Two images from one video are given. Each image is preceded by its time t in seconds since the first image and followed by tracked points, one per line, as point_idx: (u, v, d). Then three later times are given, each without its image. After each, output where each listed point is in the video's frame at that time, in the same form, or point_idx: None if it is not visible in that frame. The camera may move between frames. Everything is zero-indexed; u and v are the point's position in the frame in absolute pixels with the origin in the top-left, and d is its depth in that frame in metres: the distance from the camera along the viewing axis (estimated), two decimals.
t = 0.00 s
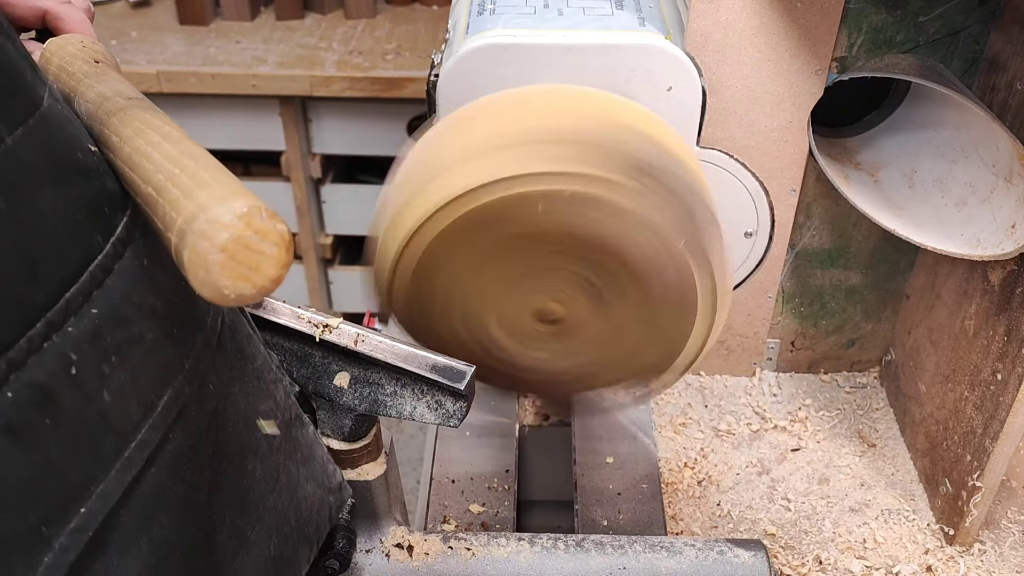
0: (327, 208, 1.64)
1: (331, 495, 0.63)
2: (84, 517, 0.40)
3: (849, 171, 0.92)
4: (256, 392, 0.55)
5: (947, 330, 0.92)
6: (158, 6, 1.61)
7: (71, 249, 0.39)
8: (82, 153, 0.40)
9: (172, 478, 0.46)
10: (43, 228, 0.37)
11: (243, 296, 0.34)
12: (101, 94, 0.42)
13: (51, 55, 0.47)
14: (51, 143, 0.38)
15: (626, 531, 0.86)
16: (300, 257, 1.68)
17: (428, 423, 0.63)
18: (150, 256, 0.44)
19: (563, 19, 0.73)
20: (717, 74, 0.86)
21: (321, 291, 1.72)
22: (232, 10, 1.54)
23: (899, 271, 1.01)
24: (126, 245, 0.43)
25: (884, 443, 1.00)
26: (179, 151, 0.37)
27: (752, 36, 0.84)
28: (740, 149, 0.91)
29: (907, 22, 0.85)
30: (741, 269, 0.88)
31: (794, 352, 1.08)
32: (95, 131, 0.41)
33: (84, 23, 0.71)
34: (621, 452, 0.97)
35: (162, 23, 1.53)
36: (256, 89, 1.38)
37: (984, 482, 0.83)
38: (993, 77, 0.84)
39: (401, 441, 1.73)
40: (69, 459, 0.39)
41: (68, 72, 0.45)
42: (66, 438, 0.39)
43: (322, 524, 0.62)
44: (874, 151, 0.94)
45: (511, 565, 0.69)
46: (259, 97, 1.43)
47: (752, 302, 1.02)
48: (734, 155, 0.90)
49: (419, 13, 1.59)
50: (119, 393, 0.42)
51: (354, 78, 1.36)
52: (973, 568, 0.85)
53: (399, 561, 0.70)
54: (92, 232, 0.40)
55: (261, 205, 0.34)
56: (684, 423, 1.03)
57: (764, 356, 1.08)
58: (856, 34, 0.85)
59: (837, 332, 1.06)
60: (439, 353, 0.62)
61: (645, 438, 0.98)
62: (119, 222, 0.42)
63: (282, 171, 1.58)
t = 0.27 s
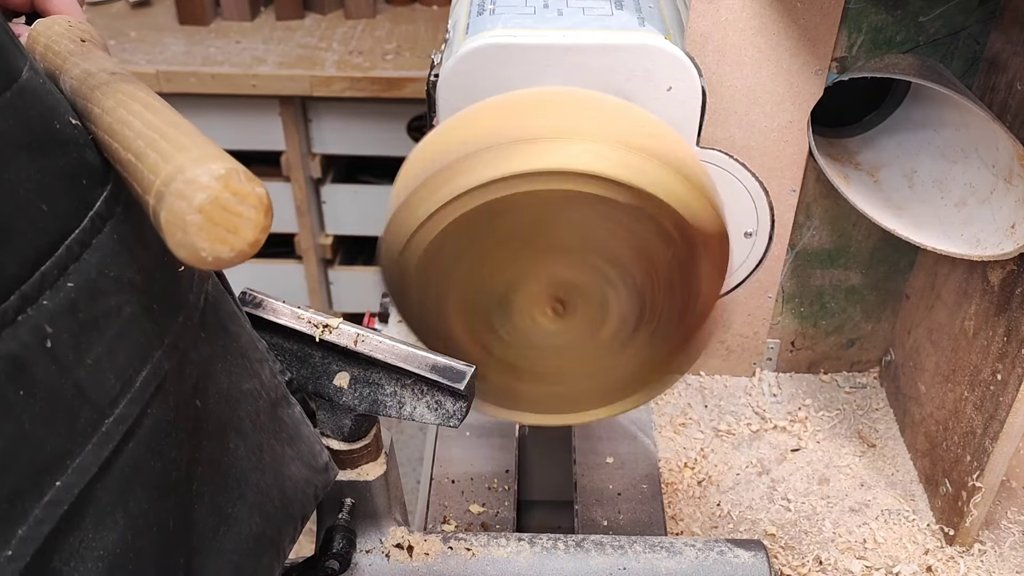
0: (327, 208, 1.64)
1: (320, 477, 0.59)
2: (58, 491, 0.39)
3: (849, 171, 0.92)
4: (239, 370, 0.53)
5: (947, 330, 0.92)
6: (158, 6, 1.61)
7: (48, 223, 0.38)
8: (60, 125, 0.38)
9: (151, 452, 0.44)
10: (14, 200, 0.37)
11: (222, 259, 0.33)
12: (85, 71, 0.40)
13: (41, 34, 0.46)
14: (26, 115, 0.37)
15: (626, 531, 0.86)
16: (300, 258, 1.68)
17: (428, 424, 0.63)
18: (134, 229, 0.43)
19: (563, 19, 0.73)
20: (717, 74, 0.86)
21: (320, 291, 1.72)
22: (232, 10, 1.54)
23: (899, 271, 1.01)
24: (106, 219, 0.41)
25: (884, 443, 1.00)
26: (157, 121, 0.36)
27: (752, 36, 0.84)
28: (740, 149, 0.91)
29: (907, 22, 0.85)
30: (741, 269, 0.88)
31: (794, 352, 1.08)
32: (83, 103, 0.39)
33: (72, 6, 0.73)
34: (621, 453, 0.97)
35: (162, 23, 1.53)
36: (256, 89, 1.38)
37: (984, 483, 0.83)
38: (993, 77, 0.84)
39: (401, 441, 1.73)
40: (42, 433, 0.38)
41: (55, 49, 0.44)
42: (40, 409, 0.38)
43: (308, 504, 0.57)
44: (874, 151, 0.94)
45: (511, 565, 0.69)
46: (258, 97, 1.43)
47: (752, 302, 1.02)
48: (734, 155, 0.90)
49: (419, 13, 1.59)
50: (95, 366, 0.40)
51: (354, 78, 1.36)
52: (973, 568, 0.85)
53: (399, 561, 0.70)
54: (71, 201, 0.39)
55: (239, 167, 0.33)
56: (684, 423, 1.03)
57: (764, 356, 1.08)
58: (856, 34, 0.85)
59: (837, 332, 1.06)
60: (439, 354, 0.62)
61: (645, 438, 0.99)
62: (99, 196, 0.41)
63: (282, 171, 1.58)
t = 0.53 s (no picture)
0: (327, 208, 1.64)
1: (302, 473, 0.58)
2: (22, 492, 0.42)
3: (849, 171, 0.92)
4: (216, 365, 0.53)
5: (947, 330, 0.92)
6: (158, 6, 1.61)
7: (14, 227, 0.41)
8: (32, 130, 0.42)
9: (119, 454, 0.47)
10: None
11: (173, 272, 0.35)
12: (63, 71, 0.43)
13: (29, 32, 0.48)
14: None
15: (626, 531, 0.86)
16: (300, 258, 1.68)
17: (428, 424, 0.63)
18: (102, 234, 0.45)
19: (563, 19, 0.73)
20: (717, 74, 0.86)
21: (320, 291, 1.72)
22: (232, 11, 1.54)
23: (899, 271, 1.01)
24: (76, 223, 0.43)
25: (884, 443, 1.00)
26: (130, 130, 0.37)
27: (752, 36, 0.84)
28: (739, 149, 0.91)
29: (907, 22, 0.85)
30: (741, 269, 0.88)
31: (794, 352, 1.08)
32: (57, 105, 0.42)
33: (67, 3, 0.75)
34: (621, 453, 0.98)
35: (162, 24, 1.53)
36: (256, 89, 1.38)
37: (984, 482, 0.83)
38: (993, 77, 0.84)
39: (401, 442, 1.73)
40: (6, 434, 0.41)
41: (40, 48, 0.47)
42: (4, 411, 0.41)
43: (287, 501, 0.58)
44: (874, 151, 0.94)
45: (511, 565, 0.69)
46: (259, 97, 1.43)
47: (752, 302, 1.02)
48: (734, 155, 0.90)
49: (419, 13, 1.59)
50: (61, 369, 0.43)
51: (354, 78, 1.36)
52: (973, 568, 0.85)
53: (399, 561, 0.70)
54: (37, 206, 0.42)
55: (195, 184, 0.35)
56: (684, 423, 1.03)
57: (764, 356, 1.08)
58: (856, 34, 0.85)
59: (837, 332, 1.06)
60: (440, 354, 0.62)
61: (645, 438, 0.99)
62: (68, 201, 0.43)
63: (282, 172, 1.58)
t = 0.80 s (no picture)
0: (327, 208, 1.64)
1: (268, 493, 0.62)
2: None
3: (849, 171, 0.92)
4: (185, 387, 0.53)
5: (947, 330, 0.92)
6: (158, 6, 1.61)
7: None
8: None
9: (73, 479, 0.50)
10: None
11: (105, 330, 0.34)
12: (41, 105, 0.44)
13: (19, 60, 0.50)
14: None
15: (626, 531, 0.86)
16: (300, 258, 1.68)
17: (427, 424, 0.63)
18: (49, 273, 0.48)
19: (563, 19, 0.73)
20: (717, 74, 0.86)
21: (320, 291, 1.72)
22: (232, 11, 1.54)
23: (899, 271, 1.01)
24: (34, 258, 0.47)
25: (884, 443, 1.00)
26: (83, 171, 0.38)
27: (752, 36, 0.84)
28: (740, 149, 0.90)
29: (907, 22, 0.85)
30: (741, 269, 0.88)
31: (794, 352, 1.08)
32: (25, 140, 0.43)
33: (65, 25, 0.73)
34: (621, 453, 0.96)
35: (162, 24, 1.53)
36: (256, 89, 1.38)
37: (984, 482, 0.83)
38: (993, 77, 0.84)
39: (401, 442, 1.73)
40: None
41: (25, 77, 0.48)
42: None
43: (250, 522, 0.61)
44: (874, 151, 0.94)
45: (511, 565, 0.69)
46: (259, 97, 1.43)
47: (752, 302, 1.02)
48: (734, 155, 0.90)
49: (419, 13, 1.59)
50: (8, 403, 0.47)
51: (354, 78, 1.36)
52: (973, 568, 0.85)
53: (399, 561, 0.70)
54: None
55: (128, 241, 0.35)
56: (684, 423, 1.03)
57: (764, 356, 1.08)
58: (856, 34, 0.85)
59: (837, 332, 1.06)
60: (439, 354, 0.63)
61: (645, 438, 0.97)
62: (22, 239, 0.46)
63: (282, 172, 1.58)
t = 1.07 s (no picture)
0: (327, 208, 1.64)
1: (214, 518, 0.70)
2: None
3: (849, 171, 0.92)
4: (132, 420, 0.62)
5: (947, 330, 0.92)
6: (158, 6, 1.61)
7: None
8: None
9: None
10: None
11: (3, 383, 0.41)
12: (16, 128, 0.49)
13: (6, 70, 0.52)
14: None
15: (626, 531, 0.86)
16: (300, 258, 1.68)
17: (427, 424, 0.63)
18: None
19: (563, 19, 0.73)
20: (717, 74, 0.86)
21: (320, 291, 1.72)
22: (232, 11, 1.54)
23: (899, 271, 1.01)
24: None
25: (884, 443, 1.00)
26: (10, 215, 0.45)
27: (752, 36, 0.84)
28: (739, 149, 0.90)
29: (907, 22, 0.85)
30: (741, 269, 0.88)
31: (794, 352, 1.08)
32: None
33: (68, 33, 0.65)
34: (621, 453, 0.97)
35: (162, 24, 1.53)
36: (256, 89, 1.38)
37: (984, 482, 0.83)
38: (993, 77, 0.84)
39: (401, 441, 1.72)
40: None
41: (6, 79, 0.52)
42: None
43: (193, 546, 0.69)
44: (874, 151, 0.94)
45: (511, 565, 0.69)
46: (259, 97, 1.43)
47: (752, 302, 1.02)
48: (734, 155, 0.90)
49: (419, 13, 1.59)
50: None
51: (354, 78, 1.36)
52: (973, 568, 0.85)
53: (400, 561, 0.70)
54: None
55: (24, 300, 0.42)
56: (684, 423, 1.03)
57: (764, 356, 1.08)
58: (856, 34, 0.85)
59: (837, 332, 1.06)
60: (439, 355, 0.63)
61: (645, 438, 0.98)
62: None
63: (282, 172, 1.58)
